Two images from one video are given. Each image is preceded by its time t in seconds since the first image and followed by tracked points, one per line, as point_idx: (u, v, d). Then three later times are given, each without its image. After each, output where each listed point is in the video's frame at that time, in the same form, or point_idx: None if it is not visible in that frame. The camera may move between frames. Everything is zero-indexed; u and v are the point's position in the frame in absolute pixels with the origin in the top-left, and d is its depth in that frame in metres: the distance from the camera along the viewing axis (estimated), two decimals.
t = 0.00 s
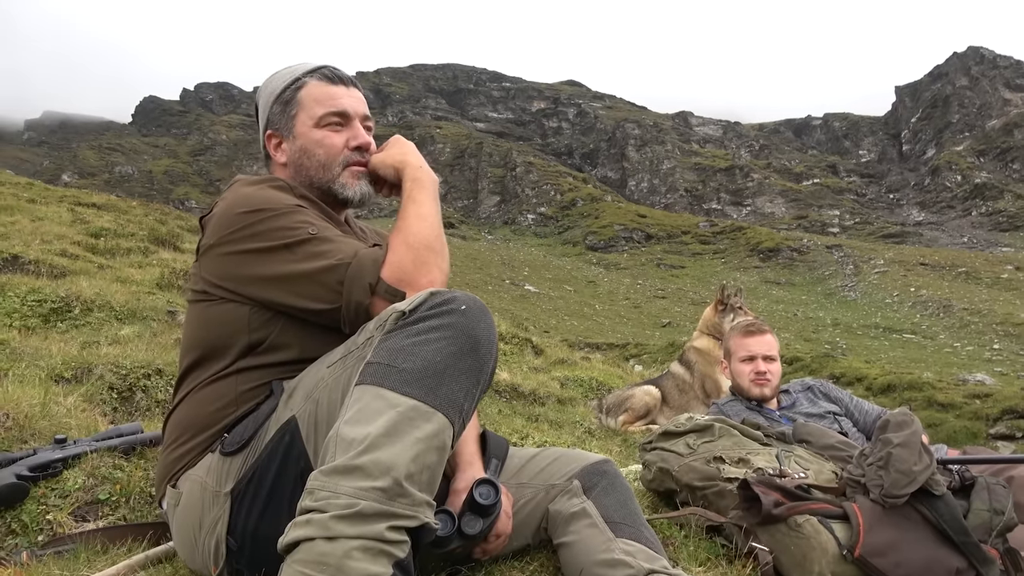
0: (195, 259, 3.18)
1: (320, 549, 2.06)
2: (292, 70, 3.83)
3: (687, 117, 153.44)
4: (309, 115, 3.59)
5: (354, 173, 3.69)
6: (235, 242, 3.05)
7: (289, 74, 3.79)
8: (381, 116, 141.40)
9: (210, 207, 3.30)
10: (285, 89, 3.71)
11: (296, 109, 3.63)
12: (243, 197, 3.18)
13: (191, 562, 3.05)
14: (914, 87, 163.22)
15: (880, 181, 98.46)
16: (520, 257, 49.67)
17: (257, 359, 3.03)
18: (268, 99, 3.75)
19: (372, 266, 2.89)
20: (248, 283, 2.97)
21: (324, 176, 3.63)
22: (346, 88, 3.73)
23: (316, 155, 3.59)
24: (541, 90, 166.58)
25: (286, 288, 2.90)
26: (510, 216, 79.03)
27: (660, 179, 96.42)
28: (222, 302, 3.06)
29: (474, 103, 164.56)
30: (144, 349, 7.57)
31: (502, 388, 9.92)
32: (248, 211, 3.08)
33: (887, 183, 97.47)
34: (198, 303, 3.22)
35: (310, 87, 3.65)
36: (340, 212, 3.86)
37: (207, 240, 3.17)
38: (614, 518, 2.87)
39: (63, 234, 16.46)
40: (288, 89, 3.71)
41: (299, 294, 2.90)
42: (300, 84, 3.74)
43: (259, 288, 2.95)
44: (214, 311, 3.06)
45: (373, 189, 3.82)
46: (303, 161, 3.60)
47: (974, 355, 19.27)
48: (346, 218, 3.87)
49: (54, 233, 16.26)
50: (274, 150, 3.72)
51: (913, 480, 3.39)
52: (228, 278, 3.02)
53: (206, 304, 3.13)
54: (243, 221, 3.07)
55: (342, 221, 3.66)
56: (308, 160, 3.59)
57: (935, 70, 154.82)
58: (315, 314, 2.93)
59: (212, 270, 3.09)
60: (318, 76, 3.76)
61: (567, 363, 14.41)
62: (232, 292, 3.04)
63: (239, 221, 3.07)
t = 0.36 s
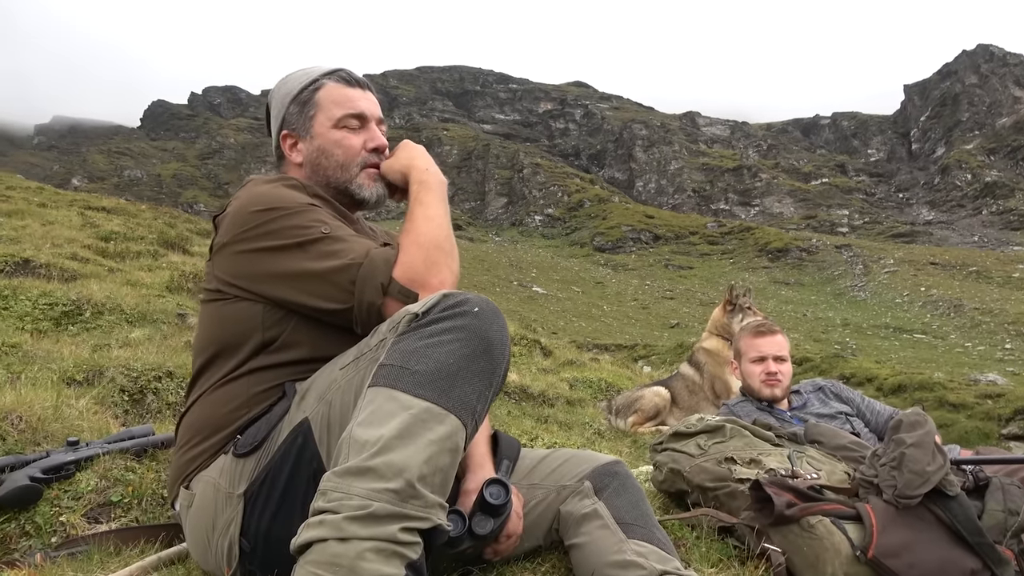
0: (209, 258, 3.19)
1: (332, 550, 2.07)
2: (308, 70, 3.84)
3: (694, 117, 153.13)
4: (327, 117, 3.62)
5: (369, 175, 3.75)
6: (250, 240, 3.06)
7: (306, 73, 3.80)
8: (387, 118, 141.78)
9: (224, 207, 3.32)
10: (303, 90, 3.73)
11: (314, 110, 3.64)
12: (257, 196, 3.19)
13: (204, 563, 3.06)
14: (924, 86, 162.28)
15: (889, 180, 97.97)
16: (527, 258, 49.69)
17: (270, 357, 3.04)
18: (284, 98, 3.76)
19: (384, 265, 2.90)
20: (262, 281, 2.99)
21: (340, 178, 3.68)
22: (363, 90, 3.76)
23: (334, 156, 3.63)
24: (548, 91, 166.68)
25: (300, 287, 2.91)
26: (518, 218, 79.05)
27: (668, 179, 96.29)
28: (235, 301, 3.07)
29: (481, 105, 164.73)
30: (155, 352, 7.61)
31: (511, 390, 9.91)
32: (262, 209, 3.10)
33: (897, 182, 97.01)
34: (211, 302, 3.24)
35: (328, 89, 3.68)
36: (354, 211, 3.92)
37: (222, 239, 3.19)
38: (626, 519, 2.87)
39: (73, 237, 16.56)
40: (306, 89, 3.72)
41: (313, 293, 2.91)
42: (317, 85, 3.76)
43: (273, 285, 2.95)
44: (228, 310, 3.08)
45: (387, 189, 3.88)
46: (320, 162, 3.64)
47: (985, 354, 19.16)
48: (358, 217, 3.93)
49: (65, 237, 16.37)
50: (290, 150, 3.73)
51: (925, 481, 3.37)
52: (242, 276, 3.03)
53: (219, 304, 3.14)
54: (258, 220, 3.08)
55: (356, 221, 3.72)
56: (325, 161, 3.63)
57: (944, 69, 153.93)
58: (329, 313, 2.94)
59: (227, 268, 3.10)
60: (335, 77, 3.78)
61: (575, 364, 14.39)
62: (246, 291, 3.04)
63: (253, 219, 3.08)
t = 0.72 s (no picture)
0: (230, 261, 3.29)
1: (353, 552, 2.15)
2: (327, 78, 3.93)
3: (706, 117, 152.68)
4: (346, 121, 3.68)
5: (387, 177, 3.79)
6: (270, 242, 3.16)
7: (325, 82, 3.88)
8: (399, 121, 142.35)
9: (246, 210, 3.42)
10: (323, 96, 3.80)
11: (334, 116, 3.71)
12: (278, 200, 3.28)
13: (223, 564, 3.13)
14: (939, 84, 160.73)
15: (905, 179, 97.11)
16: (539, 259, 49.78)
17: (288, 359, 3.12)
18: (303, 105, 3.83)
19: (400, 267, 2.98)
20: (281, 282, 3.08)
21: (360, 181, 3.72)
22: (382, 96, 3.83)
23: (353, 160, 3.68)
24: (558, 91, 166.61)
25: (317, 289, 3.01)
26: (530, 219, 79.14)
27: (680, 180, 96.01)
28: (255, 302, 3.17)
29: (493, 107, 164.89)
30: (172, 355, 7.65)
31: (525, 392, 9.92)
32: (283, 213, 3.19)
33: (912, 181, 96.08)
34: (231, 303, 3.34)
35: (347, 96, 3.75)
36: (372, 215, 3.96)
37: (243, 242, 3.28)
38: (644, 522, 2.87)
39: (91, 242, 16.73)
40: (326, 96, 3.80)
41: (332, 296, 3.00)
42: (337, 92, 3.84)
43: (291, 287, 3.05)
44: (248, 312, 3.18)
45: (405, 193, 3.92)
46: (339, 166, 3.69)
47: (1005, 354, 18.95)
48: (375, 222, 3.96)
49: (83, 241, 16.54)
50: (309, 155, 3.78)
51: (947, 483, 3.33)
52: (262, 277, 3.13)
53: (240, 306, 3.23)
54: (278, 222, 3.17)
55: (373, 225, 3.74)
56: (344, 165, 3.68)
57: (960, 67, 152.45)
58: (346, 315, 3.03)
59: (247, 271, 3.20)
60: (354, 85, 3.87)
61: (589, 365, 14.36)
62: (266, 292, 3.14)
63: (274, 221, 3.18)
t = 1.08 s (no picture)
0: (244, 267, 3.37)
1: (366, 557, 2.19)
2: (338, 83, 3.97)
3: (715, 117, 151.96)
4: (358, 125, 3.71)
5: (401, 181, 3.81)
6: (283, 248, 3.23)
7: (336, 87, 3.92)
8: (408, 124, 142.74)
9: (259, 216, 3.49)
10: (334, 101, 3.83)
11: (345, 121, 3.73)
12: (290, 205, 3.35)
13: (239, 569, 3.19)
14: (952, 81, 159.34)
15: (917, 178, 96.32)
16: (549, 261, 49.75)
17: (300, 365, 3.20)
18: (315, 110, 3.87)
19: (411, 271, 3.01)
20: (294, 288, 3.15)
21: (373, 185, 3.74)
22: (392, 99, 3.86)
23: (365, 164, 3.70)
24: (567, 92, 166.44)
25: (329, 294, 3.06)
26: (540, 221, 79.16)
27: (690, 180, 95.65)
28: (269, 308, 3.25)
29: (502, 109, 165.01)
30: (186, 360, 7.70)
31: (537, 394, 9.92)
32: (294, 218, 3.25)
33: (925, 179, 95.34)
34: (245, 309, 3.43)
35: (358, 100, 3.78)
36: (384, 219, 3.98)
37: (256, 248, 3.36)
38: (658, 524, 2.86)
39: (105, 247, 16.87)
40: (337, 101, 3.83)
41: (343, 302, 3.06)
42: (348, 97, 3.87)
43: (303, 292, 3.12)
44: (261, 318, 3.27)
45: (418, 195, 3.94)
46: (351, 170, 3.71)
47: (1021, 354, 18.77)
48: (388, 225, 3.98)
49: (97, 247, 16.65)
50: (321, 160, 3.82)
51: (963, 485, 3.31)
52: (276, 284, 3.21)
53: (254, 311, 3.31)
54: (291, 228, 3.24)
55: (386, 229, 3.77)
56: (357, 170, 3.70)
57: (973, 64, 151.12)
58: (357, 320, 3.08)
59: (261, 276, 3.28)
60: (365, 89, 3.90)
61: (601, 367, 14.34)
62: (279, 297, 3.21)
63: (287, 226, 3.24)
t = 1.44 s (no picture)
0: (250, 272, 3.44)
1: (376, 560, 2.23)
2: (340, 88, 4.02)
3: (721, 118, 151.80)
4: (359, 130, 3.75)
5: (405, 183, 3.83)
6: (289, 253, 3.29)
7: (338, 92, 3.97)
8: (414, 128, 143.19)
9: (265, 222, 3.55)
10: (336, 106, 3.89)
11: (348, 125, 3.78)
12: (296, 210, 3.42)
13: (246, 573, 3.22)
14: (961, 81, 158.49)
15: (926, 178, 95.86)
16: (556, 264, 49.77)
17: (308, 369, 3.25)
18: (318, 116, 3.93)
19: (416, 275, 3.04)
20: (300, 293, 3.21)
21: (377, 189, 3.77)
22: (394, 103, 3.89)
23: (368, 169, 3.74)
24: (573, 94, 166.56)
25: (335, 300, 3.12)
26: (547, 224, 79.15)
27: (698, 182, 95.48)
28: (276, 313, 3.31)
29: (508, 113, 165.28)
30: (195, 365, 7.73)
31: (545, 398, 9.92)
32: (301, 224, 3.32)
33: (934, 180, 94.84)
34: (252, 314, 3.49)
35: (361, 105, 3.83)
36: (389, 222, 4.00)
37: (263, 253, 3.43)
38: (667, 528, 2.86)
39: (115, 253, 16.96)
40: (339, 106, 3.89)
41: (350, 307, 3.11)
42: (350, 101, 3.92)
43: (310, 297, 3.18)
44: (268, 322, 3.33)
45: (424, 196, 3.95)
46: (354, 176, 3.76)
47: None
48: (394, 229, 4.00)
49: (106, 253, 16.75)
50: (326, 166, 3.89)
51: (974, 487, 3.28)
52: (282, 289, 3.27)
53: (261, 317, 3.39)
54: (297, 234, 3.30)
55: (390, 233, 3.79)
56: (359, 175, 3.74)
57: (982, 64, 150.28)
58: (362, 324, 3.13)
59: (268, 282, 3.35)
60: (368, 93, 3.95)
61: (609, 370, 14.30)
62: (285, 303, 3.28)
63: (293, 232, 3.31)
